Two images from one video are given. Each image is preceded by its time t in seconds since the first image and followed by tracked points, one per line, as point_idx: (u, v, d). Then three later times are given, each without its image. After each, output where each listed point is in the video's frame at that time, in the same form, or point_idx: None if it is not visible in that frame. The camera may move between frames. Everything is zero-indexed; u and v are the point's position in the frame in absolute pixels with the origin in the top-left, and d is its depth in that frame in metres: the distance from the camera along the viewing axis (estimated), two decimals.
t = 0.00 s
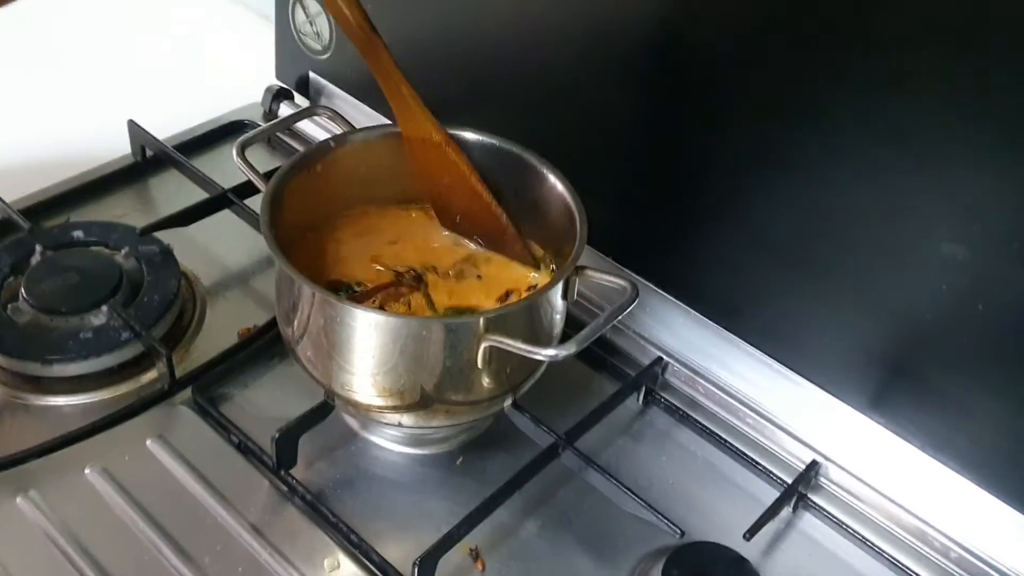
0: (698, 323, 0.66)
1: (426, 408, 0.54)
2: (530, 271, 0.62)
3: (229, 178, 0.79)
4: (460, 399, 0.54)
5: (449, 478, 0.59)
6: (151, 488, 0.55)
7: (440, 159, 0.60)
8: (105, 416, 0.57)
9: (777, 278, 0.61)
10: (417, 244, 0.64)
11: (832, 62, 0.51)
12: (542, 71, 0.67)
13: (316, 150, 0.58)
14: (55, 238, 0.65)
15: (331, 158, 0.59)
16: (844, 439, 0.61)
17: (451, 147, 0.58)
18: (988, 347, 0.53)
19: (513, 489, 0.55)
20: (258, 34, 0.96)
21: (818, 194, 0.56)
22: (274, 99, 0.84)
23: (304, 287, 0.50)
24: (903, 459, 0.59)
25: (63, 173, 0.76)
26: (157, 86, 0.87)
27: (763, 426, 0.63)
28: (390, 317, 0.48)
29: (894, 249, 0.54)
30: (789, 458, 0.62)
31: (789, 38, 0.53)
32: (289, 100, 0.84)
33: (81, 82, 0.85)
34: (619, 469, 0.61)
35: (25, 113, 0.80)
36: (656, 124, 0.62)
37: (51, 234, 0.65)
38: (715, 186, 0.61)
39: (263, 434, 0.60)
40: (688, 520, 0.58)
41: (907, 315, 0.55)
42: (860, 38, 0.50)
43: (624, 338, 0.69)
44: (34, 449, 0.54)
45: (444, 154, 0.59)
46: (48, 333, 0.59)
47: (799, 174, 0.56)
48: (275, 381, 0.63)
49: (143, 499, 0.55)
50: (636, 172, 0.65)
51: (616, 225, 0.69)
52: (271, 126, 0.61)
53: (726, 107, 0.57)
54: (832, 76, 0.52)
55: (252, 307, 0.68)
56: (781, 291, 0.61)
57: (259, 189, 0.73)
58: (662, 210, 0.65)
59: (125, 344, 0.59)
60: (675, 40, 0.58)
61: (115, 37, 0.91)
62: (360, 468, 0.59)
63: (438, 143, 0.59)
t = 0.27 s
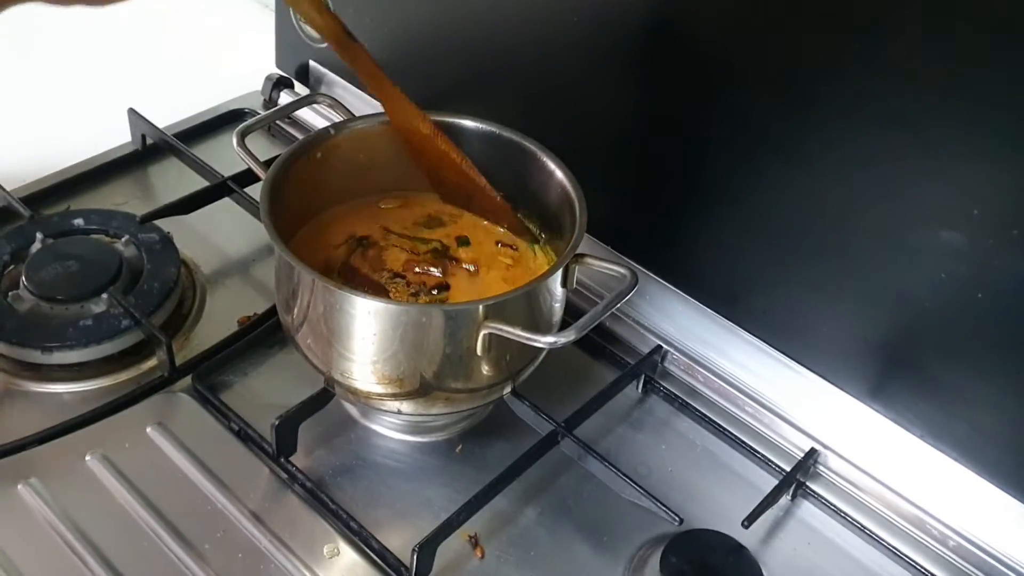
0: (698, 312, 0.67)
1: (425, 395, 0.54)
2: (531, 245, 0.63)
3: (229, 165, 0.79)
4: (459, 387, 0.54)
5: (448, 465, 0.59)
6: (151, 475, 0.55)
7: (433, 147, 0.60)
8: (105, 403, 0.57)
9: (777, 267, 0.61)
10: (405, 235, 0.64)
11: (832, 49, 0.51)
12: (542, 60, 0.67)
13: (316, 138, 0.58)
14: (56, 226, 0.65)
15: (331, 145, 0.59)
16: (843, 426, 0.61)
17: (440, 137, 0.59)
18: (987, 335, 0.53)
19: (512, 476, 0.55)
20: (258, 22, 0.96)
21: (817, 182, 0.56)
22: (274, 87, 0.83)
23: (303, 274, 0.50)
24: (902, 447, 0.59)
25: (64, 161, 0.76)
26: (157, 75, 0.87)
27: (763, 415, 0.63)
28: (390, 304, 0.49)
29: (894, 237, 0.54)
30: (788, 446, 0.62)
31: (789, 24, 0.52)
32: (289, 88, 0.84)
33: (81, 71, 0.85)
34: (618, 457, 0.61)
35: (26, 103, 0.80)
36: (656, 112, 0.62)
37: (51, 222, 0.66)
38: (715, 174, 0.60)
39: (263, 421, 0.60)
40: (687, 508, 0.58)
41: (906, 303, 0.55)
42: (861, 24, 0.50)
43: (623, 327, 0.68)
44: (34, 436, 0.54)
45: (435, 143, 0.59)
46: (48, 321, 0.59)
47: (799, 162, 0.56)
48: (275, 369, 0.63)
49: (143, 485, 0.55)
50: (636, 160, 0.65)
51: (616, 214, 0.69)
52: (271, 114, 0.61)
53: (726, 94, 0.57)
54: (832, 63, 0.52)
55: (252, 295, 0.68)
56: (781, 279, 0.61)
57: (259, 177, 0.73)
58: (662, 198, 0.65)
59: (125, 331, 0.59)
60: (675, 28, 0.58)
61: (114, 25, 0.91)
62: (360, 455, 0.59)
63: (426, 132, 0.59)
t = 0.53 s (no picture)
0: (690, 313, 0.67)
1: (416, 398, 0.54)
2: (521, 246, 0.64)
3: (223, 166, 0.79)
4: (450, 389, 0.54)
5: (439, 466, 0.59)
6: (144, 477, 0.56)
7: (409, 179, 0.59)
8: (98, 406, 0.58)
9: (768, 268, 0.61)
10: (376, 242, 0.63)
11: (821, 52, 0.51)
12: (534, 61, 0.67)
13: (305, 142, 0.58)
14: (49, 228, 0.65)
15: (321, 148, 0.59)
16: (834, 428, 0.61)
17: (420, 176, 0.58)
18: (976, 338, 0.53)
19: (502, 478, 0.55)
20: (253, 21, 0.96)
21: (807, 185, 0.56)
22: (267, 88, 0.83)
23: (293, 278, 0.51)
24: (893, 449, 0.60)
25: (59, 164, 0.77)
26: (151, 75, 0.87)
27: (753, 415, 0.63)
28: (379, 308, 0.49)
29: (884, 240, 0.54)
30: (778, 448, 0.62)
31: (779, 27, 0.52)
32: (283, 89, 0.84)
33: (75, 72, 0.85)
34: (609, 459, 0.61)
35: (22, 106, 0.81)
36: (647, 114, 0.62)
37: (45, 223, 0.66)
38: (705, 177, 0.61)
39: (256, 423, 0.60)
40: (677, 510, 0.58)
41: (896, 306, 0.56)
42: (850, 27, 0.49)
43: (614, 328, 0.68)
44: (27, 439, 0.55)
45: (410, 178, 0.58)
46: (41, 323, 0.59)
47: (788, 164, 0.56)
48: (268, 371, 0.63)
49: (136, 488, 0.55)
50: (627, 162, 0.65)
51: (608, 215, 0.69)
52: (263, 116, 0.61)
53: (716, 97, 0.57)
54: (821, 66, 0.51)
55: (245, 296, 0.68)
56: (772, 281, 0.61)
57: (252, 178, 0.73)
58: (654, 200, 0.65)
59: (118, 333, 0.59)
60: (666, 30, 0.58)
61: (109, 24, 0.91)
62: (351, 457, 0.59)
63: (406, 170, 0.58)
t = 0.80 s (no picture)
0: (693, 310, 0.66)
1: (419, 397, 0.54)
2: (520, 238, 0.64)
3: (225, 163, 0.78)
4: (453, 388, 0.54)
5: (443, 465, 0.59)
6: (147, 476, 0.56)
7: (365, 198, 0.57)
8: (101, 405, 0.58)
9: (773, 266, 0.60)
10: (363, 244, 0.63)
11: (826, 48, 0.51)
12: (537, 58, 0.66)
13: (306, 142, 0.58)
14: (51, 226, 0.65)
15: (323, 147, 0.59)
16: (838, 426, 0.61)
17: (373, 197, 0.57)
18: (982, 337, 0.52)
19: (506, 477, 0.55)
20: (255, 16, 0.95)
21: (813, 182, 0.55)
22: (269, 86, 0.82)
23: (296, 277, 0.50)
24: (895, 447, 0.59)
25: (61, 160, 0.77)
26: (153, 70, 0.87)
27: (757, 413, 0.63)
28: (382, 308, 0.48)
29: (889, 237, 0.54)
30: (783, 446, 0.62)
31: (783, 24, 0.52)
32: (285, 85, 0.84)
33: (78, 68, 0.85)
34: (613, 457, 0.61)
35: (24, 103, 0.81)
36: (651, 111, 0.61)
37: (47, 221, 0.66)
38: (710, 174, 0.60)
39: (259, 421, 0.60)
40: (681, 508, 0.58)
41: (901, 304, 0.55)
42: (855, 24, 0.49)
43: (618, 326, 0.69)
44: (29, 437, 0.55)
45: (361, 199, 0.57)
46: (44, 321, 0.59)
47: (793, 162, 0.55)
48: (271, 369, 0.63)
49: (139, 487, 0.55)
50: (631, 159, 0.65)
51: (611, 213, 0.68)
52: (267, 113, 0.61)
53: (720, 93, 0.57)
54: (826, 63, 0.51)
55: (248, 294, 0.68)
56: (776, 279, 0.61)
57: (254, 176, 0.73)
58: (658, 197, 0.64)
59: (120, 332, 0.59)
60: (669, 27, 0.57)
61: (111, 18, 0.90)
62: (355, 455, 0.59)
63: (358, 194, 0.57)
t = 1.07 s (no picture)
0: (704, 304, 0.66)
1: (431, 388, 0.54)
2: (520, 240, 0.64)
3: (234, 156, 0.78)
4: (465, 380, 0.54)
5: (454, 457, 0.59)
6: (158, 467, 0.56)
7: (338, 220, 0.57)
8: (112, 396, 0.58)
9: (784, 259, 0.60)
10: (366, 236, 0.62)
11: (840, 41, 0.51)
12: (548, 51, 0.66)
13: (320, 133, 0.58)
14: (61, 219, 0.65)
15: (336, 138, 0.59)
16: (850, 421, 0.61)
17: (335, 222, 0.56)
18: (995, 329, 0.52)
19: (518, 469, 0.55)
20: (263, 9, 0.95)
21: (825, 175, 0.55)
22: (278, 78, 0.83)
23: (309, 268, 0.50)
24: (907, 439, 0.59)
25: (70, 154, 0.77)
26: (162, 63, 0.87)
27: (768, 407, 0.63)
28: (395, 299, 0.48)
29: (902, 230, 0.53)
30: (795, 440, 0.62)
31: (798, 16, 0.52)
32: (294, 79, 0.84)
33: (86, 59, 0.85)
34: (623, 450, 0.61)
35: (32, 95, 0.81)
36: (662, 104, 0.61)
37: (57, 213, 0.66)
38: (721, 167, 0.60)
39: (270, 414, 0.60)
40: (692, 501, 0.58)
41: (914, 297, 0.55)
42: (870, 15, 0.49)
43: (629, 320, 0.68)
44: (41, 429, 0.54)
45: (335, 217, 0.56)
46: (55, 313, 0.59)
47: (806, 154, 0.55)
48: (281, 361, 0.63)
49: (151, 478, 0.55)
50: (642, 152, 0.65)
51: (622, 206, 0.68)
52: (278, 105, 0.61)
53: (733, 86, 0.57)
54: (840, 55, 0.51)
55: (258, 287, 0.68)
56: (787, 272, 0.61)
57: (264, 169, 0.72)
58: (668, 190, 0.64)
59: (131, 324, 0.59)
60: (682, 19, 0.57)
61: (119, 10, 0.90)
62: (366, 447, 0.59)
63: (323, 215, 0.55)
